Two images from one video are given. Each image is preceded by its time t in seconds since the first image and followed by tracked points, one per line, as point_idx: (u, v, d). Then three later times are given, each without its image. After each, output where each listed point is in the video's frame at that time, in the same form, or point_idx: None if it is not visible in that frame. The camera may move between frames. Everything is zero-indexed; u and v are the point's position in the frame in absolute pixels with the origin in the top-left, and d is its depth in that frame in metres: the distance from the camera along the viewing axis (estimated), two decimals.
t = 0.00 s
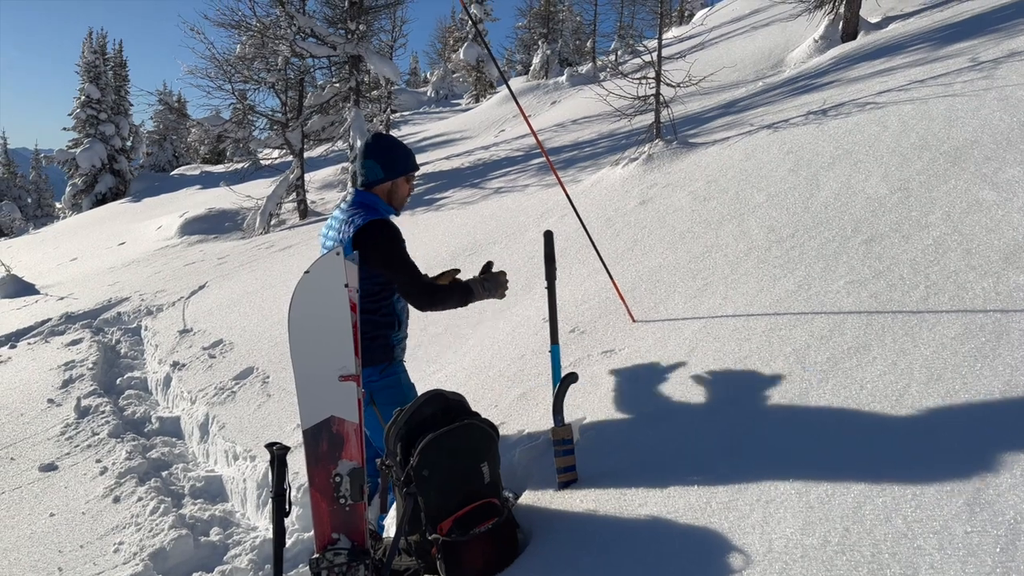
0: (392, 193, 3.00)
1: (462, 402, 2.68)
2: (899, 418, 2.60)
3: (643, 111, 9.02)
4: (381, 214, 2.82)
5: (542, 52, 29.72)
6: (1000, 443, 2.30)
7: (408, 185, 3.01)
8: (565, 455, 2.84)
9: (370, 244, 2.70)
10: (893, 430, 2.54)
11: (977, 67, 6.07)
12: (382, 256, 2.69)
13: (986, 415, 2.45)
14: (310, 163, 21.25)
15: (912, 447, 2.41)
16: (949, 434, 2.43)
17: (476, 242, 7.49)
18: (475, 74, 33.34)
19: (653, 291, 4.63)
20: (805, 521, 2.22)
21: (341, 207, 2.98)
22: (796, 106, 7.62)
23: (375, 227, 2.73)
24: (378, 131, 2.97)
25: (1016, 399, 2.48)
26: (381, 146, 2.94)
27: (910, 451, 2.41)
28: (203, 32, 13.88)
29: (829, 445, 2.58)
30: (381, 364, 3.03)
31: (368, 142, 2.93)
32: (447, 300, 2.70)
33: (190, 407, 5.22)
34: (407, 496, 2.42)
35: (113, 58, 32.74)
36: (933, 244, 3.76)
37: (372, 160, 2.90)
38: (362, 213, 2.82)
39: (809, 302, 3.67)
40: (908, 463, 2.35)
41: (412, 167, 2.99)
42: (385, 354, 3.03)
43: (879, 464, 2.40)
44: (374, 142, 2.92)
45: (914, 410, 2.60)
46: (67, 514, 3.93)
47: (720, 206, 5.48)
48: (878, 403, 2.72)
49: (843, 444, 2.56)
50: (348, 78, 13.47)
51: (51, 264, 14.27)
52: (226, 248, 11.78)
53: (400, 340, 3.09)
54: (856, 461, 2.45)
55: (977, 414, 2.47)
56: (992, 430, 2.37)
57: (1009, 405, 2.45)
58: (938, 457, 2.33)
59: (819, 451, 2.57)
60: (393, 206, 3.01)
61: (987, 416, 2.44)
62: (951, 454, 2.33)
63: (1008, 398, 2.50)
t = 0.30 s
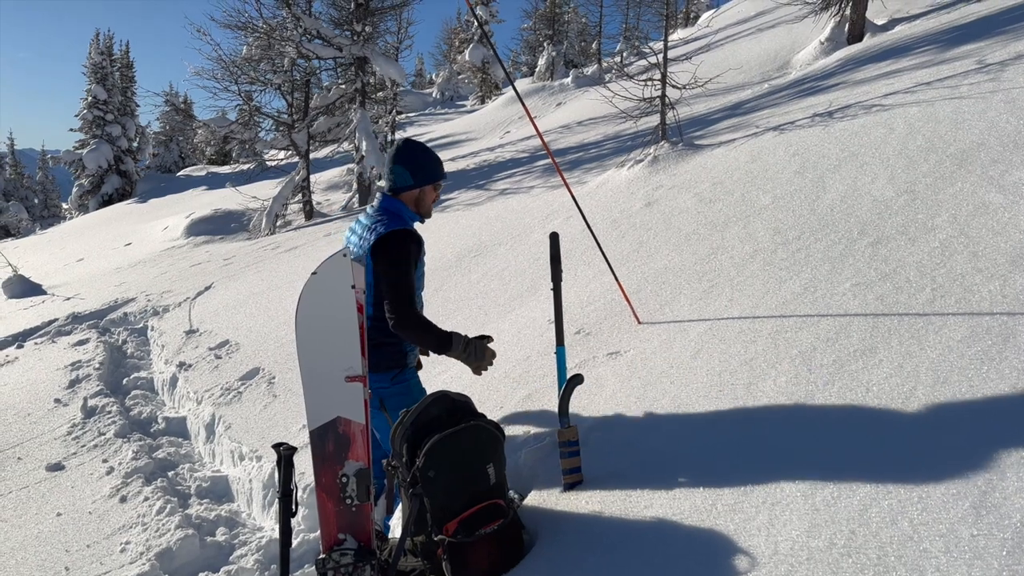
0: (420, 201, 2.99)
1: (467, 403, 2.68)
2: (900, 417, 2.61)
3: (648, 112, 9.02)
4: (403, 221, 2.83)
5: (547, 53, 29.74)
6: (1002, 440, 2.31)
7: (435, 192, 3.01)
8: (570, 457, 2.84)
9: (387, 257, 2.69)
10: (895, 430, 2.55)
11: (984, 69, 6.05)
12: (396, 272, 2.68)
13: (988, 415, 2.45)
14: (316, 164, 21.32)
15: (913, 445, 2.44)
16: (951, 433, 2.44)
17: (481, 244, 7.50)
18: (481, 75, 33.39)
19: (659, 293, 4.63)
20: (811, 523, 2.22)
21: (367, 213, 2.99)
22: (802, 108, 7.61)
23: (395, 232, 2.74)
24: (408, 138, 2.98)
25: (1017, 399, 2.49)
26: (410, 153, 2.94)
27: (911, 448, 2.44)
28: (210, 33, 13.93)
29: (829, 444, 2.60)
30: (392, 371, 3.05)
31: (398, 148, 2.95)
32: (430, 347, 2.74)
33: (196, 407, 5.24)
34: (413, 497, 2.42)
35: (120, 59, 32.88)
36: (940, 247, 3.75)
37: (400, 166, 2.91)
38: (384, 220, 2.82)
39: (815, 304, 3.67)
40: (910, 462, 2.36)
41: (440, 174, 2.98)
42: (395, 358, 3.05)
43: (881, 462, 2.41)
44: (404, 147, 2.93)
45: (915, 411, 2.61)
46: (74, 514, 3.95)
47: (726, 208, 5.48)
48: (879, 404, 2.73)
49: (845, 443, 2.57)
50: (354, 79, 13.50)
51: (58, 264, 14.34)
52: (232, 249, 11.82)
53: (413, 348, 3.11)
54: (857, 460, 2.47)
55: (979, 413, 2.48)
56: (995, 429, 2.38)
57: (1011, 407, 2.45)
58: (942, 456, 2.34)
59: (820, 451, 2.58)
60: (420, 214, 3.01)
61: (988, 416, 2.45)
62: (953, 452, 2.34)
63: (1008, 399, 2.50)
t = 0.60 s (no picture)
0: (463, 208, 2.99)
1: (474, 402, 2.68)
2: (903, 417, 2.62)
3: (654, 112, 9.01)
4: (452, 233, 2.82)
5: (552, 53, 29.72)
6: (1004, 439, 2.32)
7: (475, 201, 3.01)
8: (576, 456, 2.83)
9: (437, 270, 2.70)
10: (896, 429, 2.56)
11: (992, 70, 6.02)
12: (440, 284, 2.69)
13: (992, 416, 2.46)
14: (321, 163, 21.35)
15: (916, 444, 2.45)
16: (952, 432, 2.45)
17: (486, 243, 7.50)
18: (486, 75, 33.41)
19: (665, 292, 4.63)
20: (818, 524, 2.21)
21: (406, 217, 2.97)
22: (808, 108, 7.58)
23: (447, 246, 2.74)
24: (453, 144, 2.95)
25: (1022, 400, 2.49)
26: (456, 159, 2.92)
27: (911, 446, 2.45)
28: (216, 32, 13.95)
29: (835, 444, 2.59)
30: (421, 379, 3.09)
31: (442, 153, 2.89)
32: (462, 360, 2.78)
33: (202, 405, 5.26)
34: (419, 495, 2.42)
35: (126, 58, 33.00)
36: (948, 248, 3.73)
37: (449, 175, 2.89)
38: (430, 228, 2.83)
39: (822, 304, 3.66)
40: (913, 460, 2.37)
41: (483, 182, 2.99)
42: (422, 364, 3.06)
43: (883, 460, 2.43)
44: (450, 154, 2.89)
45: (917, 411, 2.62)
46: (80, 511, 3.97)
47: (732, 208, 5.47)
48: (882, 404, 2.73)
49: (848, 441, 2.59)
50: (360, 78, 13.53)
51: (64, 262, 14.40)
52: (238, 247, 11.85)
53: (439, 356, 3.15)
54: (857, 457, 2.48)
55: (981, 413, 2.49)
56: (997, 429, 2.38)
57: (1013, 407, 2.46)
58: (944, 454, 2.35)
59: (822, 449, 2.59)
60: (461, 221, 3.01)
61: (992, 416, 2.46)
62: (955, 450, 2.35)
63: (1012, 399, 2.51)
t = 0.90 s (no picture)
0: (482, 243, 3.23)
1: (474, 400, 2.68)
2: (905, 408, 2.65)
3: (658, 110, 8.98)
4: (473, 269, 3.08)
5: (557, 50, 29.65)
6: (1006, 440, 2.31)
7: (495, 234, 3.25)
8: (576, 454, 2.83)
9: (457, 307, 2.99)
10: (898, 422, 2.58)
11: (997, 69, 5.99)
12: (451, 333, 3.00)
13: (995, 406, 2.48)
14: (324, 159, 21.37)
15: (917, 444, 2.43)
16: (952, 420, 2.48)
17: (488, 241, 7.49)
18: (490, 72, 33.38)
19: (667, 291, 4.61)
20: (818, 524, 2.20)
21: (427, 249, 3.20)
22: (812, 106, 7.55)
23: (470, 282, 3.02)
24: (477, 180, 3.18)
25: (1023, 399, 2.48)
26: (479, 197, 3.14)
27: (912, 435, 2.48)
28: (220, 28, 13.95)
29: (835, 444, 2.58)
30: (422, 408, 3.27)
31: (467, 190, 3.14)
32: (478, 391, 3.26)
33: (204, 402, 5.27)
34: (418, 493, 2.43)
35: (131, 54, 33.05)
36: (950, 247, 3.72)
37: (473, 209, 3.12)
38: (452, 262, 3.09)
39: (824, 303, 3.64)
40: (913, 456, 2.37)
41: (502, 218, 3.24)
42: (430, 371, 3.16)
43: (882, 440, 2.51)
44: (474, 190, 3.13)
45: (921, 403, 2.65)
46: (81, 506, 3.98)
47: (735, 206, 5.45)
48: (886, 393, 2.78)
49: (848, 438, 2.59)
50: (363, 75, 13.53)
51: (68, 258, 14.43)
52: (240, 243, 11.86)
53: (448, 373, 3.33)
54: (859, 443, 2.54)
55: (983, 407, 2.50)
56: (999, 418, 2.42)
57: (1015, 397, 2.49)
58: (945, 452, 2.34)
59: (822, 448, 2.59)
60: (479, 253, 3.26)
61: (995, 415, 2.44)
62: (957, 450, 2.34)
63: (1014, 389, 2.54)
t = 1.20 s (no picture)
0: (498, 246, 3.23)
1: (476, 394, 2.67)
2: (904, 399, 2.68)
3: (661, 105, 8.95)
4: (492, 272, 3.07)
5: (560, 46, 29.55)
6: (1009, 436, 2.30)
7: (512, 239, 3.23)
8: (578, 450, 2.82)
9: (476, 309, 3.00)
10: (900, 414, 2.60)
11: (1002, 65, 5.95)
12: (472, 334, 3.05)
13: (995, 397, 2.50)
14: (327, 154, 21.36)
15: (921, 439, 2.42)
16: (954, 412, 2.50)
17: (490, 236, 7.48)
18: (493, 67, 33.32)
19: (670, 287, 4.60)
20: (821, 520, 2.19)
21: (444, 251, 3.18)
22: (815, 103, 7.52)
23: (489, 284, 3.01)
24: (494, 183, 3.18)
25: None
26: (497, 200, 3.14)
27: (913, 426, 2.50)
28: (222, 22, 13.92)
29: (838, 440, 2.57)
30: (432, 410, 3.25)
31: (487, 193, 3.13)
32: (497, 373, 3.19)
33: (205, 395, 5.27)
34: (419, 488, 2.43)
35: (133, 49, 33.02)
36: (954, 244, 3.70)
37: (491, 212, 3.11)
38: (472, 265, 3.07)
39: (827, 300, 3.63)
40: (916, 452, 2.36)
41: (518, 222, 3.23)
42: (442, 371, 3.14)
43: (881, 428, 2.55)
44: (494, 193, 3.12)
45: (924, 394, 2.67)
46: (83, 500, 3.98)
47: (738, 203, 5.43)
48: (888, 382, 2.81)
49: (850, 430, 2.60)
50: (366, 70, 13.50)
51: (70, 252, 14.44)
52: (243, 238, 11.85)
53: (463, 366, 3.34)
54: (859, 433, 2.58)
55: (987, 404, 2.49)
56: (997, 408, 2.45)
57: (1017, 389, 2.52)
58: (949, 449, 2.32)
59: (826, 444, 2.58)
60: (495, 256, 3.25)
61: (999, 412, 2.43)
62: (961, 445, 2.33)
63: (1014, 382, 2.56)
